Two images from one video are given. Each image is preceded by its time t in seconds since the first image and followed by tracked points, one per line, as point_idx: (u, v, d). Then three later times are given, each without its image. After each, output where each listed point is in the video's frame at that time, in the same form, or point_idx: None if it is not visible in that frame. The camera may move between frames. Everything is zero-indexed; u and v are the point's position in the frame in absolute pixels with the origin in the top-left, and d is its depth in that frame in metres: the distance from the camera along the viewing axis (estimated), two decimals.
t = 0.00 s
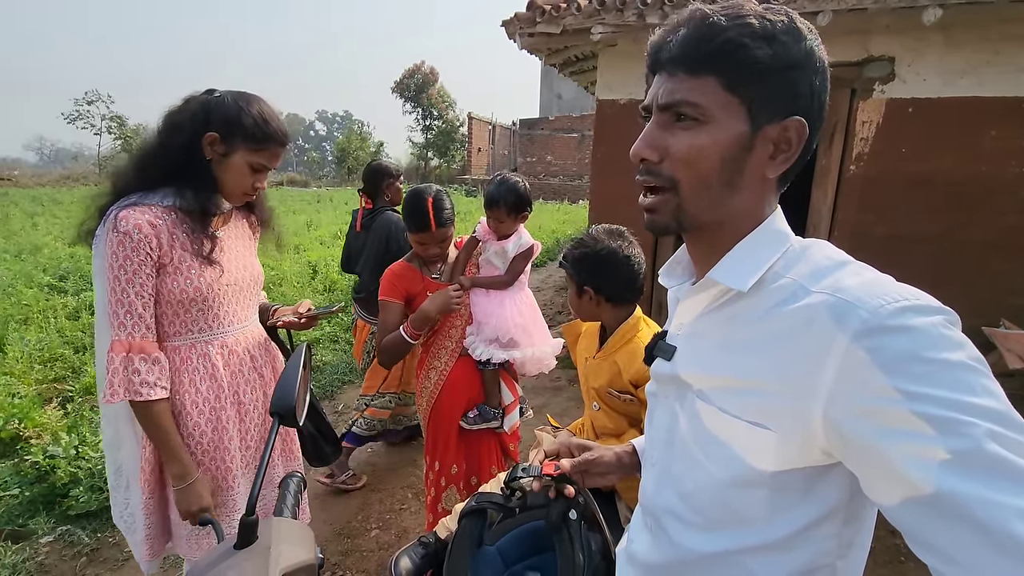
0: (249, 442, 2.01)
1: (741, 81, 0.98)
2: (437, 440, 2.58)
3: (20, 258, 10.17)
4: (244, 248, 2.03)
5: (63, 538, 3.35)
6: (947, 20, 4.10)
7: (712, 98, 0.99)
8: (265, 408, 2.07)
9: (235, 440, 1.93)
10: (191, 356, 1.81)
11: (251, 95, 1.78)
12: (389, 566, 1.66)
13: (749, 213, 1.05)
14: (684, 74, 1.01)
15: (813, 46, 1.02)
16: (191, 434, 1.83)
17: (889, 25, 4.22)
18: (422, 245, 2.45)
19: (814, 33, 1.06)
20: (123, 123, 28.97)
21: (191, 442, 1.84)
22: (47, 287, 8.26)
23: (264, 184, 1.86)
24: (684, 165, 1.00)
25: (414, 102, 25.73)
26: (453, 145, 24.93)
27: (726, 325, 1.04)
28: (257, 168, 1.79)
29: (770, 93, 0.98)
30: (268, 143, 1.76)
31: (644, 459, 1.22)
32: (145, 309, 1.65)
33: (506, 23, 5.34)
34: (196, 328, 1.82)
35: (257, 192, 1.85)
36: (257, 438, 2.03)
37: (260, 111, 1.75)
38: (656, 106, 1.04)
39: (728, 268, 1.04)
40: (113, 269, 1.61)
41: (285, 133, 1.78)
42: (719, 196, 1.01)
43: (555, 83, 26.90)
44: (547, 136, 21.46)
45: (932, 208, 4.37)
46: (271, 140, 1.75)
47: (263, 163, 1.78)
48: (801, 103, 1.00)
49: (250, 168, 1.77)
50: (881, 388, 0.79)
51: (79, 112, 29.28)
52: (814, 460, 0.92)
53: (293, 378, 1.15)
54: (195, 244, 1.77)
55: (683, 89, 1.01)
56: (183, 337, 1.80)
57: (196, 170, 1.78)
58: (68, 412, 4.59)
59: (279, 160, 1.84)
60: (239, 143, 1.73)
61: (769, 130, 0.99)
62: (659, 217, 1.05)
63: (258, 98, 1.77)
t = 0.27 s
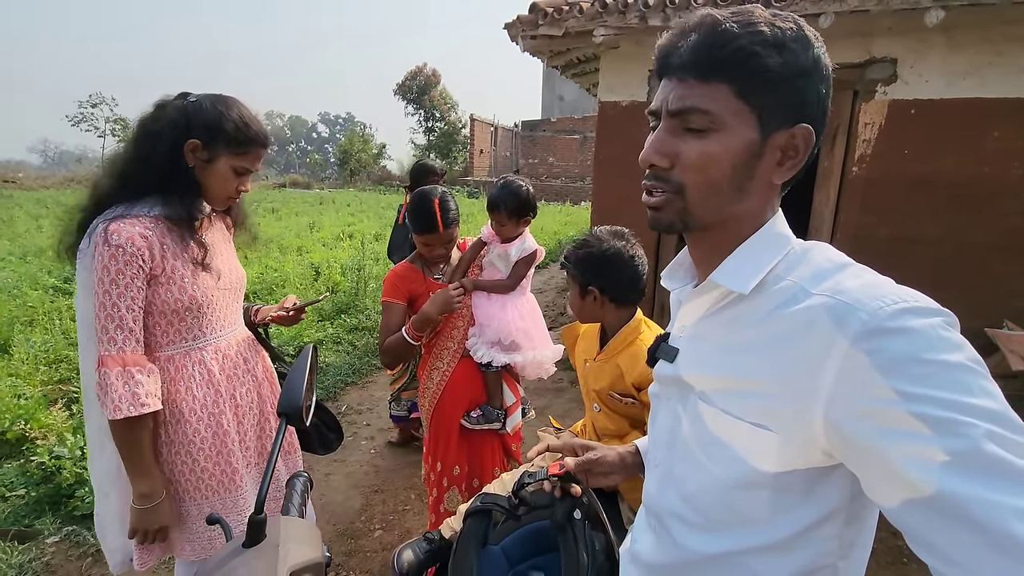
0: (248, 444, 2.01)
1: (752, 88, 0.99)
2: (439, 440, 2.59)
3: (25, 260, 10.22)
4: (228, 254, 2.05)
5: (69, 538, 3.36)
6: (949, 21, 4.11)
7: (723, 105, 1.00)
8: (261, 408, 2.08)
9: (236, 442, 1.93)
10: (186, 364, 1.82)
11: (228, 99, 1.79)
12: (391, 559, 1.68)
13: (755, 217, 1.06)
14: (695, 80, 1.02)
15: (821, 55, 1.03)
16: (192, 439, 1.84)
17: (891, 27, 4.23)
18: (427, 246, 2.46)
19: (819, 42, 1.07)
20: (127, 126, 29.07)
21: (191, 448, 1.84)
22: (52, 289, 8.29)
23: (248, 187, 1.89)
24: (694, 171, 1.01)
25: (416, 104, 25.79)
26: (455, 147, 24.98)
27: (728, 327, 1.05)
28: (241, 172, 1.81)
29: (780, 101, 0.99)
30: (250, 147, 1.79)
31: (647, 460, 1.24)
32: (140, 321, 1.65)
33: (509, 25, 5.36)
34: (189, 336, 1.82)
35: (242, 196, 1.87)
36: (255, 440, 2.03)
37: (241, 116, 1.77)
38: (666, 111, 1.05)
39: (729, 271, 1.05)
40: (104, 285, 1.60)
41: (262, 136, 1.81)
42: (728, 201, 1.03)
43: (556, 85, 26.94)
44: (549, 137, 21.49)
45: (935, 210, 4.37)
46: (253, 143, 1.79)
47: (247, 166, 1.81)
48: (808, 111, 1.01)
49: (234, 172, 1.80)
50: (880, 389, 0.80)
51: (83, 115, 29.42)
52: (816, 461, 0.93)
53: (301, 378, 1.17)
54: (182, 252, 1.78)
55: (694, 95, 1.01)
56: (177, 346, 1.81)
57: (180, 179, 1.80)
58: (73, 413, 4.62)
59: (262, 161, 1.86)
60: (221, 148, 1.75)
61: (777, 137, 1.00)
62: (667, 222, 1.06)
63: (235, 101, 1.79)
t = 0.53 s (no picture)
0: (242, 445, 2.02)
1: (796, 96, 1.00)
2: (440, 441, 2.60)
3: (27, 261, 10.25)
4: (223, 255, 2.07)
5: (71, 538, 3.37)
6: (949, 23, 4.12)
7: (771, 113, 1.00)
8: (256, 407, 2.08)
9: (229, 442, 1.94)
10: (178, 365, 1.83)
11: (218, 100, 1.80)
12: (394, 548, 1.71)
13: (768, 221, 1.06)
14: (739, 84, 1.01)
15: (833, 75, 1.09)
16: (186, 439, 1.85)
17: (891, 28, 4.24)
18: (433, 245, 2.46)
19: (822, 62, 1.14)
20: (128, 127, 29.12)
21: (185, 447, 1.85)
22: (53, 290, 8.31)
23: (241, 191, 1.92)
24: (734, 180, 1.00)
25: (417, 105, 25.83)
26: (456, 148, 25.02)
27: (728, 327, 1.06)
28: (235, 175, 1.83)
29: (810, 112, 1.02)
30: (244, 150, 1.80)
31: (648, 459, 1.25)
32: (128, 322, 1.65)
33: (509, 27, 5.37)
34: (181, 338, 1.83)
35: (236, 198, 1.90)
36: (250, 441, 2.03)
37: (235, 119, 1.78)
38: (707, 115, 1.02)
39: (733, 272, 1.06)
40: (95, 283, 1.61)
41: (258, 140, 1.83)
42: (758, 210, 1.03)
43: (557, 86, 26.99)
44: (549, 138, 21.51)
45: (935, 210, 4.38)
46: (246, 146, 1.80)
47: (240, 169, 1.83)
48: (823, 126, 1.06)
49: (228, 176, 1.82)
50: (877, 384, 0.81)
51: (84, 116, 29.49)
52: (816, 458, 0.94)
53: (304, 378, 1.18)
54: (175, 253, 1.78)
55: (743, 99, 1.00)
56: (168, 347, 1.82)
57: (175, 181, 1.81)
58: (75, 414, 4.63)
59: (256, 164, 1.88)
60: (215, 153, 1.76)
61: (805, 147, 1.03)
62: (700, 232, 1.03)
63: (227, 103, 1.80)
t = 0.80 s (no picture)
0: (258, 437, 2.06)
1: (691, 121, 1.01)
2: (441, 441, 2.61)
3: (27, 261, 10.25)
4: (237, 250, 2.10)
5: (72, 537, 3.38)
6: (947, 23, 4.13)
7: (671, 150, 1.02)
8: (269, 400, 2.13)
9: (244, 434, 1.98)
10: (196, 360, 1.87)
11: (233, 98, 1.80)
12: (395, 549, 1.72)
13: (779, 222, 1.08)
14: (642, 132, 1.05)
15: (757, 56, 1.03)
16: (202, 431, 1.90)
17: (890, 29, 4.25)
18: (434, 243, 2.46)
19: (756, 38, 1.07)
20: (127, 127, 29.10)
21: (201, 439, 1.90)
22: (53, 289, 8.31)
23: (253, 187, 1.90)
24: (674, 213, 1.05)
25: (416, 105, 25.84)
26: (455, 148, 25.03)
27: (739, 325, 1.07)
28: (247, 171, 1.83)
29: (727, 120, 1.00)
30: (256, 146, 1.80)
31: (655, 456, 1.26)
32: (136, 316, 1.69)
33: (509, 27, 5.37)
34: (199, 332, 1.87)
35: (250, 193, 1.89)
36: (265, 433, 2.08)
37: (247, 116, 1.78)
38: (631, 167, 1.08)
39: (746, 269, 1.06)
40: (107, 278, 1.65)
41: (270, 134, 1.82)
42: (718, 223, 1.05)
43: (557, 86, 27.01)
44: (549, 138, 21.53)
45: (934, 211, 4.39)
46: (258, 142, 1.80)
47: (252, 165, 1.83)
48: (760, 114, 1.01)
49: (239, 172, 1.82)
50: (890, 381, 0.82)
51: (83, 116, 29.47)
52: (826, 456, 0.95)
53: (308, 375, 1.20)
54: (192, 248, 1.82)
55: (643, 149, 1.05)
56: (186, 342, 1.86)
57: (189, 178, 1.82)
58: (75, 413, 4.63)
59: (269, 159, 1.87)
60: (226, 149, 1.77)
61: (737, 154, 1.01)
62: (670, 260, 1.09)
63: (241, 100, 1.80)
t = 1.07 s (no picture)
0: (270, 426, 2.13)
1: (635, 150, 1.03)
2: (442, 438, 2.63)
3: (24, 257, 10.23)
4: (247, 244, 2.13)
5: (72, 533, 3.39)
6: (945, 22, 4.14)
7: (626, 178, 1.06)
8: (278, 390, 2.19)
9: (259, 424, 2.06)
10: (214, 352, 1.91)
11: (240, 93, 1.83)
12: (396, 544, 1.74)
13: (780, 218, 1.07)
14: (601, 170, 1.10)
15: (696, 69, 1.04)
16: (220, 421, 1.96)
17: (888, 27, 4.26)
18: (434, 234, 2.44)
19: (694, 52, 1.08)
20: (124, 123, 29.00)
21: (219, 429, 1.96)
22: (50, 286, 8.29)
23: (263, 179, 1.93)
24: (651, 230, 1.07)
25: (415, 102, 25.81)
26: (453, 145, 25.02)
27: (741, 320, 1.08)
28: (255, 164, 1.85)
29: (670, 137, 1.01)
30: (264, 138, 1.83)
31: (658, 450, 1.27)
32: (160, 307, 1.75)
33: (509, 23, 5.36)
34: (216, 324, 1.92)
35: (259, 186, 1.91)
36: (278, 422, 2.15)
37: (255, 110, 1.81)
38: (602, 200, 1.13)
39: (745, 264, 1.06)
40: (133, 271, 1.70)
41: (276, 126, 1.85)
42: (694, 233, 1.06)
43: (555, 83, 27.02)
44: (547, 136, 21.54)
45: (931, 209, 4.41)
46: (266, 134, 1.83)
47: (261, 157, 1.85)
48: (703, 125, 1.01)
49: (250, 164, 1.85)
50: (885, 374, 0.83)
51: (79, 112, 29.34)
52: (825, 449, 0.96)
53: (310, 370, 1.20)
54: (209, 241, 1.89)
55: (608, 180, 1.09)
56: (206, 335, 1.91)
57: (203, 174, 1.86)
58: (74, 410, 4.63)
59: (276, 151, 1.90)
60: (235, 141, 1.80)
61: (688, 168, 1.02)
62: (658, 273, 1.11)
63: (245, 94, 1.82)
